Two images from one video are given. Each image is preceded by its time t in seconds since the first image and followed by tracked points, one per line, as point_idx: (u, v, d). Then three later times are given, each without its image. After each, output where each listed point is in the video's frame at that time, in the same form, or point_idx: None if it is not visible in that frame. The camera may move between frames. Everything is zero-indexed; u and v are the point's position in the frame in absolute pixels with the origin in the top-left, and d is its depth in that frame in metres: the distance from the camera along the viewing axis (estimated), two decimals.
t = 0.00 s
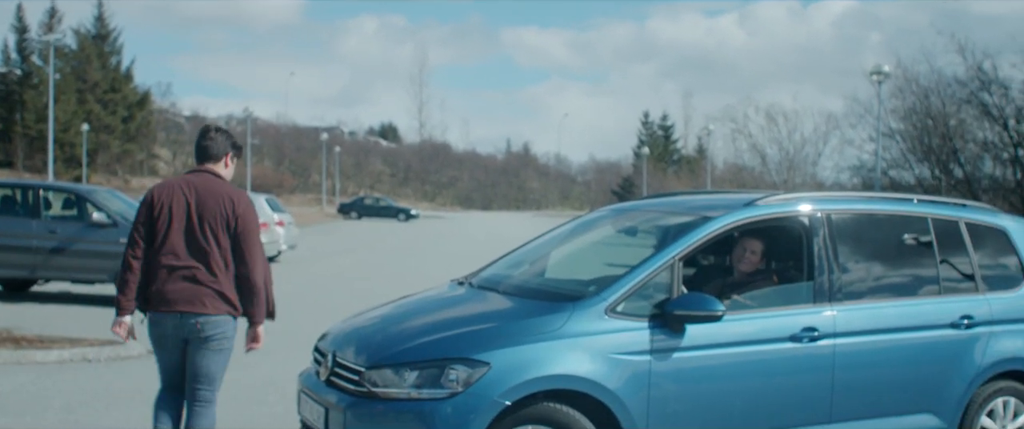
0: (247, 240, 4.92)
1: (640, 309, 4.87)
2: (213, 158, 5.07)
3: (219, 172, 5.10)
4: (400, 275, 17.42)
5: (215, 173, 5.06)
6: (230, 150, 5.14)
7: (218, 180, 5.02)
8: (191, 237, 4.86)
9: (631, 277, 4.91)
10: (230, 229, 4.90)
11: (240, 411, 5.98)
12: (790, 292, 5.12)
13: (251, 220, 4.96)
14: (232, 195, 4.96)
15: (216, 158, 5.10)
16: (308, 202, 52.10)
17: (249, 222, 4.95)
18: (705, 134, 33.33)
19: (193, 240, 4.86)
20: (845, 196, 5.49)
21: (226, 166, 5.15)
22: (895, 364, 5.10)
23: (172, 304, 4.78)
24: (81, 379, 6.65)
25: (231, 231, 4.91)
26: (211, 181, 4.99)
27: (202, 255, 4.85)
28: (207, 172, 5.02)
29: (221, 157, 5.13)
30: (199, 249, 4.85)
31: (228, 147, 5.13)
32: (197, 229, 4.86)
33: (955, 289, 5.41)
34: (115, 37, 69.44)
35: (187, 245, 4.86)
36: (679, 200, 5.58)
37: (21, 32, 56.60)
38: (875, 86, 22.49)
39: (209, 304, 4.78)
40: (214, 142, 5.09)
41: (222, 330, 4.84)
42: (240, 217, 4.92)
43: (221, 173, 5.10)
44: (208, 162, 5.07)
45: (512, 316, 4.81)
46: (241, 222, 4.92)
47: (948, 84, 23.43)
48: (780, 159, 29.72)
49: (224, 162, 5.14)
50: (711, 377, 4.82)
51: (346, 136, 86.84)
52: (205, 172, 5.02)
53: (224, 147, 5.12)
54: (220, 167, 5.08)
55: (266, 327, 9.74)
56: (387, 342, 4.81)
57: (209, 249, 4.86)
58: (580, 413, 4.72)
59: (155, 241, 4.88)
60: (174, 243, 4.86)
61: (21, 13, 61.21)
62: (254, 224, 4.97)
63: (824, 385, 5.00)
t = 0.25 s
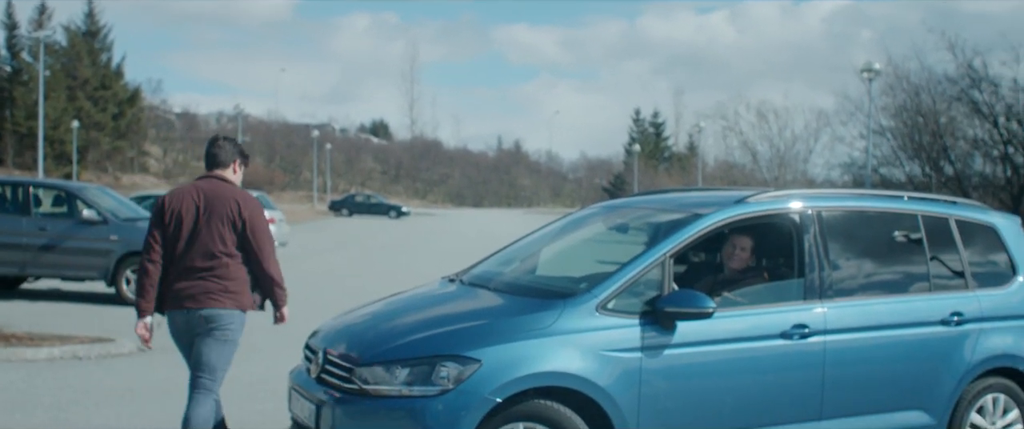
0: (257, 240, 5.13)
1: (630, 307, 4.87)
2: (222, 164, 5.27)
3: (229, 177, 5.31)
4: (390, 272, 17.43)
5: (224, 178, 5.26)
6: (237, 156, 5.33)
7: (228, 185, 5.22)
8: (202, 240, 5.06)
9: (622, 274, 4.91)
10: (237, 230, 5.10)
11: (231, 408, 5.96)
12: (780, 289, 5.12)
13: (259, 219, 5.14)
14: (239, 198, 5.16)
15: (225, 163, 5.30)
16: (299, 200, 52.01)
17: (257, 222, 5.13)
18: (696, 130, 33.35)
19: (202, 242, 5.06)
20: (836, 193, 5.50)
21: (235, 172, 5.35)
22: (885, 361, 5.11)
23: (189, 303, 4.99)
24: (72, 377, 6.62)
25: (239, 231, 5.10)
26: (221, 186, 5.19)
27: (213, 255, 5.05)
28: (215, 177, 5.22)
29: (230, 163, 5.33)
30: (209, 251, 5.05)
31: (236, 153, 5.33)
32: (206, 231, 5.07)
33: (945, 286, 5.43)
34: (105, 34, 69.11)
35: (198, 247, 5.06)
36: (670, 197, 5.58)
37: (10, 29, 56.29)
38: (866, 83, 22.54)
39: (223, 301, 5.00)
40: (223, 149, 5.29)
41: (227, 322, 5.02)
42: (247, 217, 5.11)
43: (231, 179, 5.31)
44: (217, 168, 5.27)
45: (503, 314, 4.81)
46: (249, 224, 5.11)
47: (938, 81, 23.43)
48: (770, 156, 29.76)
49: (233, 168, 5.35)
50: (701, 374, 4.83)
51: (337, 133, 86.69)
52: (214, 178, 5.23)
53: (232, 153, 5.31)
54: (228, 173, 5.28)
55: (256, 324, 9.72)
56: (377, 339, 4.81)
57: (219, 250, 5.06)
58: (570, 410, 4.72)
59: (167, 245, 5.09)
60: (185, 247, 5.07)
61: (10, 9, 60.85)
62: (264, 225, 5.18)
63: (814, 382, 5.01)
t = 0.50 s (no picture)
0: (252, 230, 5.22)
1: (619, 303, 4.87)
2: (225, 158, 5.43)
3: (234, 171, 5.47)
4: (379, 268, 17.42)
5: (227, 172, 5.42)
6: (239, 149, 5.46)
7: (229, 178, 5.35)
8: (201, 232, 5.25)
9: (612, 271, 4.91)
10: (233, 222, 5.22)
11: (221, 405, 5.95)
12: (770, 286, 5.13)
13: (254, 210, 5.23)
14: (237, 190, 5.28)
15: (230, 158, 5.47)
16: (289, 197, 51.90)
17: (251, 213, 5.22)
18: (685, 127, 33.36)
19: (201, 235, 5.24)
20: (825, 190, 5.51)
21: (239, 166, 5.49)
22: (874, 357, 5.12)
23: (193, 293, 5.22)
24: (60, 374, 6.59)
25: (237, 223, 5.23)
26: (221, 179, 5.33)
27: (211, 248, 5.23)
28: (217, 170, 5.37)
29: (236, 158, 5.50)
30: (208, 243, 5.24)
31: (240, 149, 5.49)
32: (205, 224, 5.24)
33: (934, 282, 5.44)
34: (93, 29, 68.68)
35: (199, 240, 5.26)
36: (660, 194, 5.58)
37: None
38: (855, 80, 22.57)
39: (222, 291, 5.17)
40: (227, 144, 5.46)
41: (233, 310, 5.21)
42: (242, 210, 5.22)
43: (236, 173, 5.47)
44: (221, 162, 5.43)
45: (492, 310, 4.81)
46: (243, 216, 5.22)
47: (927, 79, 23.34)
48: (760, 153, 29.74)
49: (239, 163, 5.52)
50: (691, 370, 4.83)
51: (326, 130, 86.48)
52: (216, 172, 5.38)
53: (236, 148, 5.47)
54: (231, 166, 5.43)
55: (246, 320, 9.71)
56: (366, 336, 4.81)
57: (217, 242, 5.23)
58: (560, 406, 4.72)
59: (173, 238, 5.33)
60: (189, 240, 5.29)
61: None
62: (260, 215, 5.26)
63: (803, 378, 5.02)
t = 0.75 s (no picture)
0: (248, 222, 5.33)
1: (608, 299, 4.87)
2: (237, 155, 5.62)
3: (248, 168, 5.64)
4: (367, 265, 17.41)
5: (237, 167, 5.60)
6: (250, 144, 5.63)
7: (235, 173, 5.52)
8: (205, 224, 5.45)
9: (600, 267, 4.91)
10: (233, 214, 5.38)
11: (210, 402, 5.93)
12: (758, 282, 5.13)
13: (250, 201, 5.35)
14: (239, 184, 5.43)
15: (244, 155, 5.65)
16: (278, 193, 51.81)
17: (247, 206, 5.34)
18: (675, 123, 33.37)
19: (205, 226, 5.45)
20: (814, 186, 5.52)
21: (251, 161, 5.66)
22: (862, 352, 5.13)
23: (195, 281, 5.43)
24: (49, 371, 6.56)
25: (236, 213, 5.38)
26: (227, 173, 5.51)
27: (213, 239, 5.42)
28: (226, 165, 5.57)
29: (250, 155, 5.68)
30: (212, 233, 5.43)
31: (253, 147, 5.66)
32: (209, 216, 5.44)
33: (922, 278, 5.46)
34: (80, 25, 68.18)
35: (203, 231, 5.46)
36: (649, 190, 5.59)
37: None
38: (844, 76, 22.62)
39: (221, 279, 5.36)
40: (242, 142, 5.66)
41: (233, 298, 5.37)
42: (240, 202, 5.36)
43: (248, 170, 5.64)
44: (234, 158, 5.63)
45: (481, 306, 4.81)
46: (241, 208, 5.35)
47: (915, 75, 23.26)
48: (749, 149, 29.71)
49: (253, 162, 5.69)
50: (679, 366, 4.84)
51: (315, 126, 86.24)
52: (226, 167, 5.57)
53: (248, 146, 5.65)
54: (242, 160, 5.61)
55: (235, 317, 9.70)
56: (356, 332, 4.80)
57: (219, 233, 5.42)
58: (549, 402, 4.73)
59: (185, 229, 5.59)
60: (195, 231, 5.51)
61: None
62: (257, 206, 5.36)
63: (791, 374, 5.03)
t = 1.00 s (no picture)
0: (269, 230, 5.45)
1: (598, 295, 4.88)
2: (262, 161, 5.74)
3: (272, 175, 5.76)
4: (356, 261, 17.38)
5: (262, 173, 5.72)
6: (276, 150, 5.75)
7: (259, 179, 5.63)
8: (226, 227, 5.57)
9: (590, 263, 4.92)
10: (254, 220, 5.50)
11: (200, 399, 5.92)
12: (747, 278, 5.14)
13: (273, 208, 5.48)
14: (262, 190, 5.55)
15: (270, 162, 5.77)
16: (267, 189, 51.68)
17: (269, 215, 5.46)
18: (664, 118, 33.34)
19: (225, 230, 5.57)
20: (803, 182, 5.53)
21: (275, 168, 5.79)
22: (851, 348, 5.15)
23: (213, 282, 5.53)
24: (37, 367, 6.53)
25: (258, 219, 5.50)
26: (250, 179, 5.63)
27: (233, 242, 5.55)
28: (251, 170, 5.68)
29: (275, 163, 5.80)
30: (232, 236, 5.56)
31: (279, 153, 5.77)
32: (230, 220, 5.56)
33: (910, 274, 5.47)
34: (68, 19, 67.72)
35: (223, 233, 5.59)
36: (639, 186, 5.59)
37: None
38: (834, 72, 22.59)
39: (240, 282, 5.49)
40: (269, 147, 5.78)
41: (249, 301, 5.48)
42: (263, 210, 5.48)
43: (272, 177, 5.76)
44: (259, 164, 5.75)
45: (471, 302, 4.80)
46: (262, 216, 5.47)
47: (904, 71, 23.26)
48: (738, 145, 28.42)
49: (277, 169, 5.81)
50: (669, 362, 4.85)
51: (304, 122, 86.00)
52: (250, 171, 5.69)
53: (274, 153, 5.77)
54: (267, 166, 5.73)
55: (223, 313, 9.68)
56: (345, 328, 4.80)
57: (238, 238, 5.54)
58: (539, 398, 4.74)
59: (205, 231, 5.69)
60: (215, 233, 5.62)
61: None
62: (281, 214, 5.50)
63: (781, 370, 5.04)
